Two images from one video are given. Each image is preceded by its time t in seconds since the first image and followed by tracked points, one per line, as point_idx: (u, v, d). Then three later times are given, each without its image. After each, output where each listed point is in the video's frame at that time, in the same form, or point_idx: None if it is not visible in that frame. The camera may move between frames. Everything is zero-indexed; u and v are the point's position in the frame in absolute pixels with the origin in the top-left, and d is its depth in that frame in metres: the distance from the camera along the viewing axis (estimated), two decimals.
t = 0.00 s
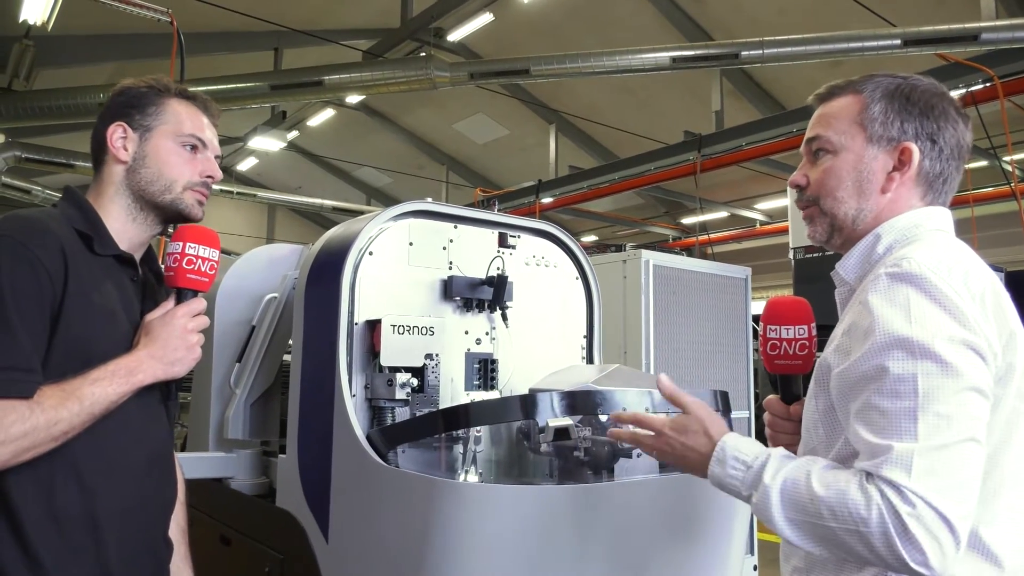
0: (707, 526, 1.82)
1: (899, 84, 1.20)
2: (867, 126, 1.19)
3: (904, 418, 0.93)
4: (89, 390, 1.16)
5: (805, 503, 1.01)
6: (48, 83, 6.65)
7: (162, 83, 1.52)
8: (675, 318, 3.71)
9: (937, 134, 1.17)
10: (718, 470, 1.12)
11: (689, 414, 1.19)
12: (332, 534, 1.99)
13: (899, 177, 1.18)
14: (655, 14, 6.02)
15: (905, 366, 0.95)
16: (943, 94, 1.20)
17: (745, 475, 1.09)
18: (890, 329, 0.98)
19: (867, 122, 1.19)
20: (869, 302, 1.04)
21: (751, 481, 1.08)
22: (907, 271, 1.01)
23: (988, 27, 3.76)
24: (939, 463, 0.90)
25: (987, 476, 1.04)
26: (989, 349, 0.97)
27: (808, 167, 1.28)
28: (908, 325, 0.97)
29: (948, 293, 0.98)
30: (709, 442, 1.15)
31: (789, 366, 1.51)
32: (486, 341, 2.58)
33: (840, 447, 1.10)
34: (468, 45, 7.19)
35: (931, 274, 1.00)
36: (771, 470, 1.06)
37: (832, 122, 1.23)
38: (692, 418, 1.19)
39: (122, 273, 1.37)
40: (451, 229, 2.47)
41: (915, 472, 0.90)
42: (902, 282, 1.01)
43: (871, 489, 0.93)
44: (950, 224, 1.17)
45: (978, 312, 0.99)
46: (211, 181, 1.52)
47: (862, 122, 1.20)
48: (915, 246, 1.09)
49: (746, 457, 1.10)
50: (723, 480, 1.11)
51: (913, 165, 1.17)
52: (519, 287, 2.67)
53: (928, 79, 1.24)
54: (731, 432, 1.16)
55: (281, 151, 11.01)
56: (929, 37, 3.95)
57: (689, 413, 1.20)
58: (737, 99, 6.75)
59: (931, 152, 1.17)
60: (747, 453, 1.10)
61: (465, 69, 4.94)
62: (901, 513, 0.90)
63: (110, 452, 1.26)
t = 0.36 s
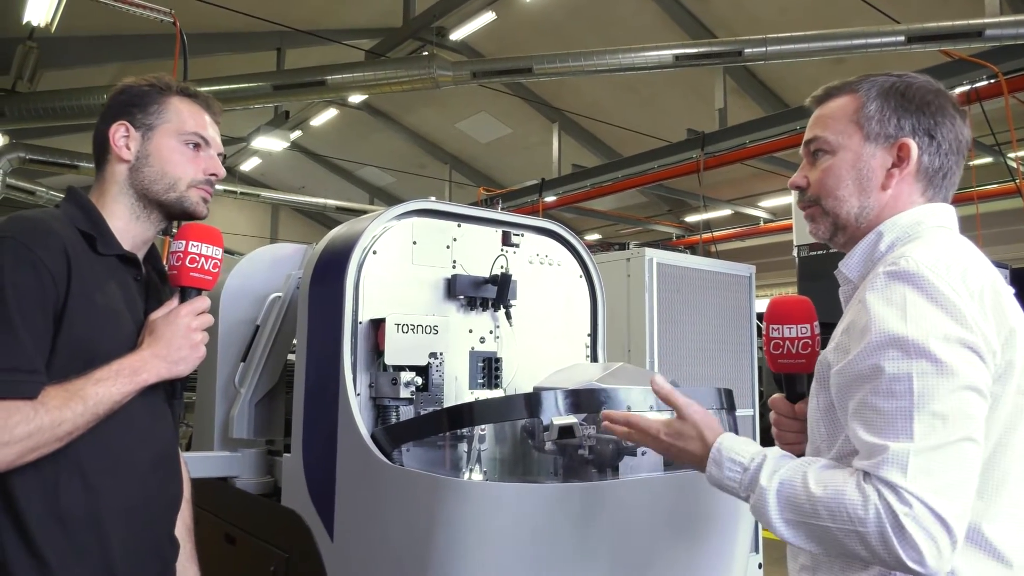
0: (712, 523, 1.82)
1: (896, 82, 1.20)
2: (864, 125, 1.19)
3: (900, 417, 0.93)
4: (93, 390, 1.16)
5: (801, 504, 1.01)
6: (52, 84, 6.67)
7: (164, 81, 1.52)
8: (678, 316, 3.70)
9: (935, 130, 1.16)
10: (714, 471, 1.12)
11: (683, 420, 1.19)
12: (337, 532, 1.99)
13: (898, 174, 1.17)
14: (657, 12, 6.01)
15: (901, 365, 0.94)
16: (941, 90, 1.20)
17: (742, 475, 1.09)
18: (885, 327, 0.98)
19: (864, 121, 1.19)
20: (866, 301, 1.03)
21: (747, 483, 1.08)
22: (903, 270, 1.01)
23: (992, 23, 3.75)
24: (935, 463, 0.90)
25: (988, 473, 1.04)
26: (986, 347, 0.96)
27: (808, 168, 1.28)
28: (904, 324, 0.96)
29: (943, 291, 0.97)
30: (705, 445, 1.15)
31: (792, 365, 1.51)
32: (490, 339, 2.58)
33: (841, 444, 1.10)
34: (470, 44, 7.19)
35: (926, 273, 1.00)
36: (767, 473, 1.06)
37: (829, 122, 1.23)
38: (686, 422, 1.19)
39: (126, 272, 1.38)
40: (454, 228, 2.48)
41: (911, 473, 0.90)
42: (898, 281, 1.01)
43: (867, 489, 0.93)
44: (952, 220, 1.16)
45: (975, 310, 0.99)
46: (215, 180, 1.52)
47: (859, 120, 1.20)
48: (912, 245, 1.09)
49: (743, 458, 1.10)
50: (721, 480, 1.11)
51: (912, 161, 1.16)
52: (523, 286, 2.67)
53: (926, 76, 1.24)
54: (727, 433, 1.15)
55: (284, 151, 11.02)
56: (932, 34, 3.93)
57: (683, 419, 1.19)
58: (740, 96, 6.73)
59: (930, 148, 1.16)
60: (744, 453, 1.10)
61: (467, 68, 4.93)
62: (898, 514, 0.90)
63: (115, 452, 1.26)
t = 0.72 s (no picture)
0: (719, 520, 1.82)
1: (905, 78, 1.19)
2: (872, 121, 1.19)
3: (920, 411, 0.93)
4: (103, 387, 1.17)
5: (832, 517, 1.01)
6: (58, 81, 6.69)
7: (173, 78, 1.52)
8: (685, 312, 3.70)
9: (942, 126, 1.15)
10: (757, 497, 1.12)
11: (722, 453, 1.22)
12: (344, 528, 2.00)
13: (905, 170, 1.17)
14: (663, 8, 6.00)
15: (918, 358, 0.94)
16: (950, 87, 1.19)
17: (777, 496, 1.09)
18: (898, 322, 0.97)
19: (872, 117, 1.19)
20: (877, 296, 1.03)
21: (784, 501, 1.08)
22: (913, 264, 1.01)
23: (1001, 17, 3.72)
24: (957, 455, 0.90)
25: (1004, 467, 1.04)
26: (1000, 337, 0.96)
27: (815, 164, 1.27)
28: (917, 317, 0.96)
29: (955, 284, 0.97)
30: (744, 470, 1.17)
31: (799, 363, 1.50)
32: (497, 336, 2.58)
33: (854, 441, 1.10)
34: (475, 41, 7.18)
35: (938, 266, 0.99)
36: (799, 489, 1.06)
37: (837, 118, 1.23)
38: (725, 457, 1.21)
39: (134, 270, 1.38)
40: (461, 225, 2.48)
41: (935, 465, 0.90)
42: (910, 276, 1.00)
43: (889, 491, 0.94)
44: (960, 216, 1.16)
45: (988, 302, 0.98)
46: (223, 177, 1.53)
47: (868, 116, 1.19)
48: (922, 239, 1.08)
49: (778, 479, 1.10)
50: (761, 504, 1.11)
51: (919, 157, 1.15)
52: (530, 283, 2.67)
53: (936, 72, 1.23)
54: (766, 458, 1.17)
55: (290, 148, 11.03)
56: (941, 29, 3.91)
57: (723, 453, 1.22)
58: (746, 92, 6.71)
59: (937, 144, 1.16)
60: (777, 475, 1.11)
61: (473, 64, 4.93)
62: (923, 510, 0.90)
63: (127, 449, 1.27)
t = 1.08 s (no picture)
0: (723, 520, 1.81)
1: (902, 78, 1.19)
2: (870, 121, 1.19)
3: (908, 407, 0.93)
4: (112, 384, 1.17)
5: (814, 506, 1.02)
6: (64, 81, 6.71)
7: (181, 78, 1.53)
8: (689, 311, 3.70)
9: (941, 124, 1.15)
10: (743, 482, 1.13)
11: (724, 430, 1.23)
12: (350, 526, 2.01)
13: (904, 169, 1.16)
14: (668, 7, 5.99)
15: (912, 356, 0.94)
16: (949, 84, 1.18)
17: (762, 482, 1.10)
18: (893, 319, 0.97)
19: (870, 117, 1.19)
20: (877, 291, 1.03)
21: (769, 488, 1.09)
22: (915, 261, 1.01)
23: (1007, 16, 3.71)
24: (942, 453, 0.90)
25: (1002, 466, 1.03)
26: (997, 338, 0.96)
27: (817, 165, 1.28)
28: (912, 314, 0.96)
29: (955, 282, 0.97)
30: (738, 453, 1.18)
31: (805, 362, 1.50)
32: (502, 335, 2.58)
33: (854, 439, 1.10)
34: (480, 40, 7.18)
35: (939, 264, 0.99)
36: (784, 476, 1.07)
37: (836, 119, 1.23)
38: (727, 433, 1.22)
39: (143, 268, 1.39)
40: (466, 224, 2.48)
41: (917, 462, 0.90)
42: (910, 273, 1.01)
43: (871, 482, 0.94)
44: (963, 214, 1.15)
45: (987, 301, 0.98)
46: (230, 176, 1.53)
47: (866, 116, 1.19)
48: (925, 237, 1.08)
49: (764, 465, 1.12)
50: (746, 488, 1.13)
51: (918, 156, 1.15)
52: (534, 281, 2.67)
53: (935, 70, 1.22)
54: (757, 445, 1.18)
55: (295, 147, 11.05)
56: (946, 27, 3.90)
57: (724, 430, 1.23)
58: (751, 91, 6.70)
59: (935, 143, 1.15)
60: (764, 462, 1.12)
61: (478, 64, 4.93)
62: (900, 504, 0.90)
63: (135, 447, 1.28)
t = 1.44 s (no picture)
0: (721, 517, 1.81)
1: (908, 74, 1.19)
2: (875, 116, 1.19)
3: (897, 403, 0.93)
4: (113, 382, 1.17)
5: (799, 474, 1.00)
6: (62, 81, 6.71)
7: (179, 77, 1.53)
8: (687, 309, 3.70)
9: (946, 121, 1.15)
10: (720, 422, 1.12)
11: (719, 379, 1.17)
12: (349, 524, 2.01)
13: (908, 166, 1.17)
14: (665, 5, 6.00)
15: (901, 354, 0.95)
16: (954, 82, 1.19)
17: (745, 434, 1.09)
18: (885, 315, 0.98)
19: (875, 113, 1.19)
20: (871, 288, 1.04)
21: (751, 445, 1.08)
22: (909, 259, 1.01)
23: (1004, 14, 3.72)
24: (930, 453, 0.90)
25: (991, 461, 1.04)
26: (988, 339, 0.96)
27: (819, 159, 1.28)
28: (904, 313, 0.97)
29: (950, 281, 0.97)
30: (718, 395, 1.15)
31: (799, 357, 1.51)
32: (500, 333, 2.58)
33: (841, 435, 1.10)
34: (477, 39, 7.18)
35: (934, 263, 0.99)
36: (769, 436, 1.05)
37: (840, 114, 1.23)
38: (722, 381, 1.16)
39: (141, 266, 1.39)
40: (463, 222, 2.48)
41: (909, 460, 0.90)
42: (906, 270, 1.01)
43: (868, 471, 0.93)
44: (961, 212, 1.16)
45: (979, 300, 0.98)
46: (228, 175, 1.53)
47: (871, 111, 1.19)
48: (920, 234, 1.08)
49: (748, 417, 1.09)
50: (725, 431, 1.12)
51: (922, 153, 1.15)
52: (531, 279, 2.68)
53: (940, 67, 1.22)
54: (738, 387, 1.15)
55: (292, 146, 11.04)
56: (943, 25, 3.92)
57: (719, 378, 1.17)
58: (748, 89, 6.70)
59: (939, 140, 1.16)
60: (748, 412, 1.10)
61: (475, 63, 4.93)
62: (893, 497, 0.90)
63: (134, 445, 1.28)
